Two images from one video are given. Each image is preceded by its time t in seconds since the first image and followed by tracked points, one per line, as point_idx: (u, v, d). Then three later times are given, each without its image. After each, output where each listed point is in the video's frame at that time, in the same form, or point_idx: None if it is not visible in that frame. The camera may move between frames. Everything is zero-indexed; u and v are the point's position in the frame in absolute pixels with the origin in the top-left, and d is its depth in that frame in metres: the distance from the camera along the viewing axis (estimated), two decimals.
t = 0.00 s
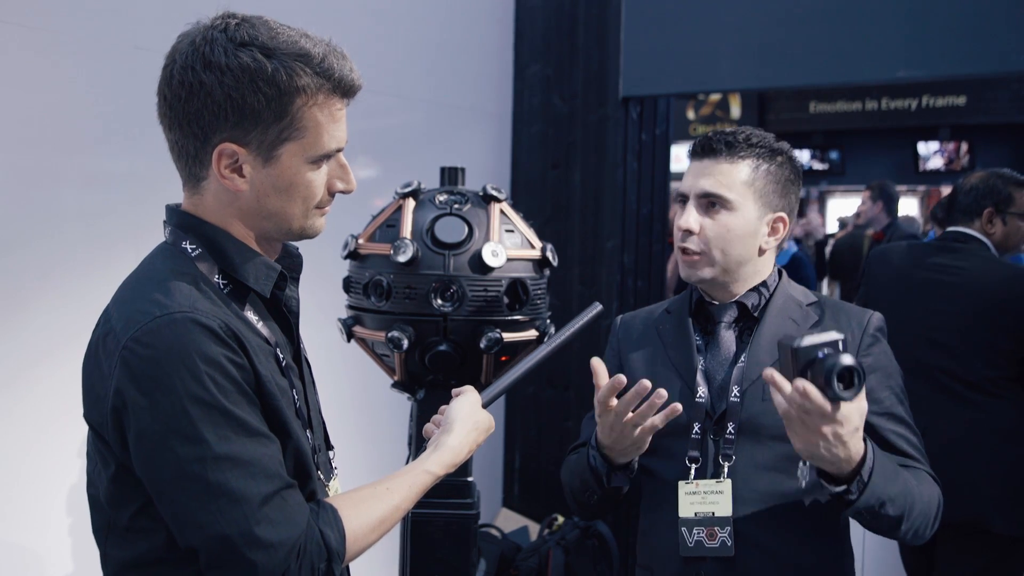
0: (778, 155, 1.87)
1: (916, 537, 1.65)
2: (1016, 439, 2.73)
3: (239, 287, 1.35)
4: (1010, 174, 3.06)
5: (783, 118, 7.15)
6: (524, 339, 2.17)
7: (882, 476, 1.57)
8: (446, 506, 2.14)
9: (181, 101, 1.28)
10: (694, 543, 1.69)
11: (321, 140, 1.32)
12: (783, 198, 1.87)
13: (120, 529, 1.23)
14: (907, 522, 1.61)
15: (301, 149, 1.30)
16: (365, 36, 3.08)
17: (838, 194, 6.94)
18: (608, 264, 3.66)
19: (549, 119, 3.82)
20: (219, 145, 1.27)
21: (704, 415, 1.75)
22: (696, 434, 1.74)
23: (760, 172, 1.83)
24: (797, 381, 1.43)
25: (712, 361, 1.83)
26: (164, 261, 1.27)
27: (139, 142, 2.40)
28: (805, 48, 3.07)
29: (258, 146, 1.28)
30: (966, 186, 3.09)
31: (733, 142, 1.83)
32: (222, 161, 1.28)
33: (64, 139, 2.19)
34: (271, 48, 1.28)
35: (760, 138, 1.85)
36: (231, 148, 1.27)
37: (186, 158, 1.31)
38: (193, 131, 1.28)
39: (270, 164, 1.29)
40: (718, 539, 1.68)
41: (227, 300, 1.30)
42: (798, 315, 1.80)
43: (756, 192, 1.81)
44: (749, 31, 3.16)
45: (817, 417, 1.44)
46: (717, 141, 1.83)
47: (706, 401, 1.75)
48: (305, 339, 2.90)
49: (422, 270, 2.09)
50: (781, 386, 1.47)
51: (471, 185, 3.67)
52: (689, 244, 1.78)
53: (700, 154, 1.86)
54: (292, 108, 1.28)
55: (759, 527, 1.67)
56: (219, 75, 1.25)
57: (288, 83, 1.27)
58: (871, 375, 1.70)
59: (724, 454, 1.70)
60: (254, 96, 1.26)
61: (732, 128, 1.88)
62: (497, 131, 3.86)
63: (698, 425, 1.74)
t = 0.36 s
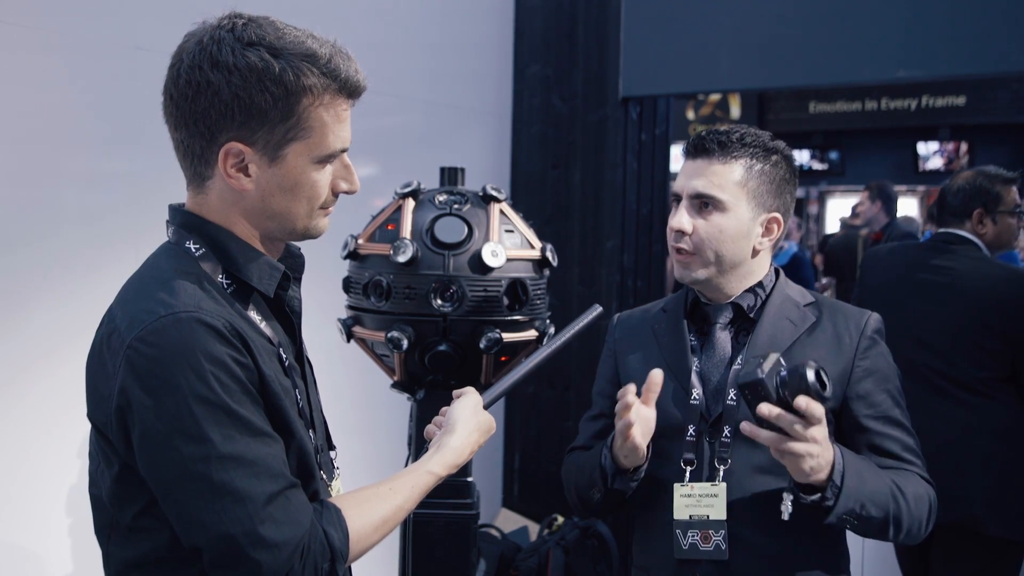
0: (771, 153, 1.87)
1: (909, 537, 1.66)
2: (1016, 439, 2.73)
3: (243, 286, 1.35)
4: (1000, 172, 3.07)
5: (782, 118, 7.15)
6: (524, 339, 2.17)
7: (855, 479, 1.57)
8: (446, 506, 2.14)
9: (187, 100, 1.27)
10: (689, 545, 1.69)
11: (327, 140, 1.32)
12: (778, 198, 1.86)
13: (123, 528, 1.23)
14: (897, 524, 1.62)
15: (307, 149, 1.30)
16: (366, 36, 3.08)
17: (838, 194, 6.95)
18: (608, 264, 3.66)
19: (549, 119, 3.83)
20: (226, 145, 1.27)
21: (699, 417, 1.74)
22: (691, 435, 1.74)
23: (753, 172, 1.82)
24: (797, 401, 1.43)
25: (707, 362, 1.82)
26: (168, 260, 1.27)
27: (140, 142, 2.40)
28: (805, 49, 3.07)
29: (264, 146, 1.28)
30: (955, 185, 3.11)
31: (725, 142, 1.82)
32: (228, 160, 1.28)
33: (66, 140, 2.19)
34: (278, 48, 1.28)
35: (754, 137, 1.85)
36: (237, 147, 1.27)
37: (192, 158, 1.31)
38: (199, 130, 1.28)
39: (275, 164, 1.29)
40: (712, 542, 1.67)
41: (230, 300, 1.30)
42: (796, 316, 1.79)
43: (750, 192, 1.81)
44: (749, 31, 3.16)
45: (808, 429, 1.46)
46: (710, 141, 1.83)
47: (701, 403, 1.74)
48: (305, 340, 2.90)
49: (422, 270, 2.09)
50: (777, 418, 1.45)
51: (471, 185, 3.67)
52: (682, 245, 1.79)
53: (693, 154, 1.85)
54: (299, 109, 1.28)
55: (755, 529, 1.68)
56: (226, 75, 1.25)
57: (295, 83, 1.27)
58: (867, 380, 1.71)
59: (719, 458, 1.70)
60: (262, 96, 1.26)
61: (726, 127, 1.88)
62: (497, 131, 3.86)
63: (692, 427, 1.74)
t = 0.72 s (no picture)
0: (784, 152, 1.86)
1: (910, 539, 1.65)
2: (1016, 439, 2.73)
3: (245, 287, 1.35)
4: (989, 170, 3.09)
5: (782, 119, 7.15)
6: (524, 340, 2.17)
7: (849, 450, 1.58)
8: (445, 506, 2.14)
9: (182, 103, 1.27)
10: (695, 546, 1.69)
11: (325, 133, 1.32)
12: (790, 198, 1.86)
13: (123, 529, 1.23)
14: (897, 522, 1.62)
15: (306, 143, 1.30)
16: (365, 36, 3.08)
17: (838, 194, 6.95)
18: (608, 264, 3.66)
19: (549, 119, 3.83)
20: (225, 145, 1.27)
21: (707, 417, 1.75)
22: (700, 435, 1.74)
23: (766, 172, 1.82)
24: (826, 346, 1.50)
25: (718, 362, 1.82)
26: (169, 260, 1.27)
27: (139, 143, 2.40)
28: (804, 49, 3.07)
29: (264, 143, 1.28)
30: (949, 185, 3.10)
31: (738, 142, 1.82)
32: (229, 160, 1.27)
33: (66, 140, 2.19)
34: (270, 45, 1.27)
35: (766, 137, 1.84)
36: (237, 147, 1.27)
37: (191, 159, 1.30)
38: (197, 132, 1.28)
39: (277, 161, 1.29)
40: (719, 543, 1.67)
41: (232, 300, 1.30)
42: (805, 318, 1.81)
43: (762, 193, 1.81)
44: (749, 31, 3.16)
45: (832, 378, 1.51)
46: (722, 140, 1.82)
47: (711, 403, 1.75)
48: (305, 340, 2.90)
49: (422, 271, 2.09)
50: (815, 362, 1.48)
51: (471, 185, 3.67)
52: (693, 245, 1.78)
53: (705, 153, 1.85)
54: (294, 104, 1.28)
55: (757, 530, 1.68)
56: (219, 75, 1.25)
57: (289, 78, 1.27)
58: (874, 380, 1.72)
59: (728, 459, 1.70)
60: (256, 94, 1.26)
61: (737, 125, 1.87)
62: (496, 131, 3.86)
63: (701, 426, 1.74)
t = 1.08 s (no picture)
0: (803, 162, 1.86)
1: (922, 552, 1.65)
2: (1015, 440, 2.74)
3: (241, 289, 1.35)
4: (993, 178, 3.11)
5: (781, 118, 7.16)
6: (524, 340, 2.16)
7: (853, 482, 1.59)
8: (444, 506, 2.14)
9: (183, 100, 1.27)
10: (701, 553, 1.69)
11: (325, 137, 1.31)
12: (806, 207, 1.86)
13: (117, 531, 1.23)
14: (907, 535, 1.62)
15: (306, 146, 1.30)
16: (365, 35, 3.07)
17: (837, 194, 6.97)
18: (608, 264, 3.67)
19: (548, 119, 3.83)
20: (224, 145, 1.27)
21: (716, 423, 1.73)
22: (708, 440, 1.73)
23: (785, 180, 1.82)
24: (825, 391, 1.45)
25: (727, 367, 1.80)
26: (164, 262, 1.27)
27: (138, 142, 2.40)
28: (804, 49, 3.06)
29: (263, 145, 1.28)
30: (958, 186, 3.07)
31: (758, 148, 1.81)
32: (227, 161, 1.27)
33: (65, 139, 2.19)
34: (273, 46, 1.27)
35: (788, 143, 1.84)
36: (236, 147, 1.27)
37: (190, 158, 1.30)
38: (196, 131, 1.28)
39: (275, 163, 1.29)
40: (725, 551, 1.67)
41: (227, 301, 1.30)
42: (817, 324, 1.79)
43: (779, 202, 1.80)
44: (749, 32, 3.16)
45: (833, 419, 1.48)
46: (742, 145, 1.81)
47: (719, 407, 1.73)
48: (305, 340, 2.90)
49: (422, 271, 2.09)
50: (816, 412, 1.45)
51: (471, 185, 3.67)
52: (704, 251, 1.78)
53: (724, 156, 1.84)
54: (295, 107, 1.28)
55: (759, 534, 1.69)
56: (221, 74, 1.25)
57: (292, 81, 1.27)
58: (886, 390, 1.72)
59: (737, 464, 1.69)
60: (258, 95, 1.25)
61: (758, 129, 1.86)
62: (495, 131, 3.86)
63: (709, 431, 1.73)
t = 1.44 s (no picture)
0: (796, 137, 1.86)
1: (929, 538, 1.64)
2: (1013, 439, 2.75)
3: (236, 289, 1.35)
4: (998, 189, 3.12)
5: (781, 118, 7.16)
6: (523, 340, 2.17)
7: (865, 473, 1.57)
8: (444, 506, 2.14)
9: (180, 100, 1.28)
10: (709, 542, 1.68)
11: (321, 139, 1.32)
12: (803, 182, 1.86)
13: (112, 532, 1.23)
14: (914, 523, 1.61)
15: (301, 148, 1.30)
16: (365, 36, 3.07)
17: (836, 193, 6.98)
18: (607, 264, 3.68)
19: (548, 119, 3.83)
20: (219, 146, 1.27)
21: (722, 410, 1.74)
22: (713, 428, 1.75)
23: (779, 156, 1.82)
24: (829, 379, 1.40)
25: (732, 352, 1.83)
26: (159, 262, 1.27)
27: (137, 142, 2.40)
28: (804, 50, 3.06)
29: (259, 146, 1.28)
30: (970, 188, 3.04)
31: (750, 125, 1.82)
32: (222, 162, 1.27)
33: (64, 141, 2.19)
34: (271, 47, 1.27)
35: (777, 120, 1.84)
36: (231, 148, 1.27)
37: (186, 159, 1.30)
38: (192, 131, 1.28)
39: (270, 165, 1.29)
40: (735, 539, 1.67)
41: (222, 302, 1.30)
42: (816, 308, 1.80)
43: (775, 177, 1.80)
44: (749, 33, 3.16)
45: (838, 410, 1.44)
46: (733, 124, 1.82)
47: (725, 394, 1.75)
48: (304, 340, 2.91)
49: (422, 271, 2.09)
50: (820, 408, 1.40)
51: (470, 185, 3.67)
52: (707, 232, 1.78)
53: (718, 138, 1.85)
54: (291, 108, 1.28)
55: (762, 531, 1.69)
56: (218, 74, 1.25)
57: (289, 83, 1.27)
58: (885, 369, 1.72)
59: (742, 451, 1.70)
60: (254, 96, 1.26)
61: (748, 110, 1.87)
62: (495, 131, 3.86)
63: (715, 419, 1.74)
